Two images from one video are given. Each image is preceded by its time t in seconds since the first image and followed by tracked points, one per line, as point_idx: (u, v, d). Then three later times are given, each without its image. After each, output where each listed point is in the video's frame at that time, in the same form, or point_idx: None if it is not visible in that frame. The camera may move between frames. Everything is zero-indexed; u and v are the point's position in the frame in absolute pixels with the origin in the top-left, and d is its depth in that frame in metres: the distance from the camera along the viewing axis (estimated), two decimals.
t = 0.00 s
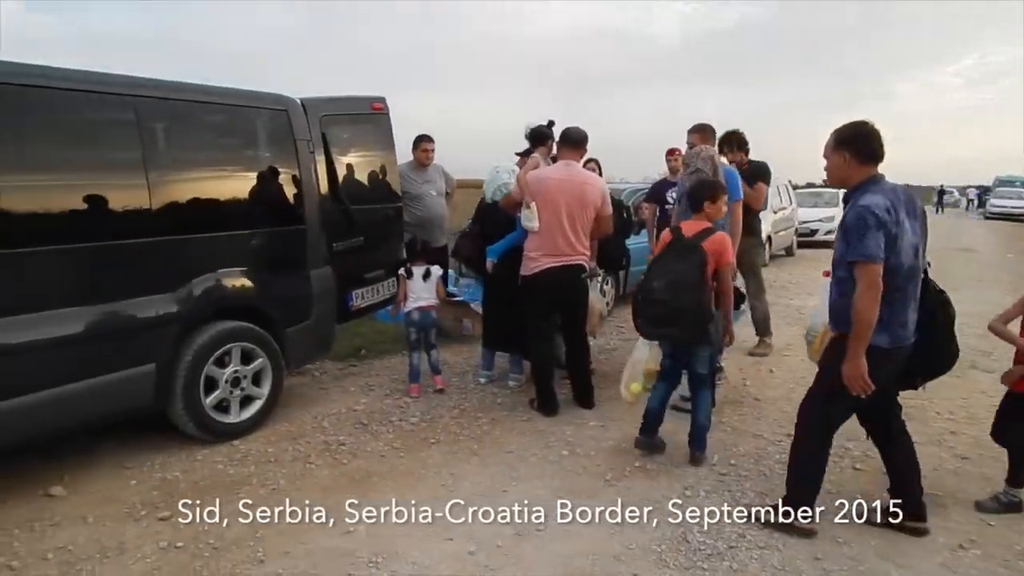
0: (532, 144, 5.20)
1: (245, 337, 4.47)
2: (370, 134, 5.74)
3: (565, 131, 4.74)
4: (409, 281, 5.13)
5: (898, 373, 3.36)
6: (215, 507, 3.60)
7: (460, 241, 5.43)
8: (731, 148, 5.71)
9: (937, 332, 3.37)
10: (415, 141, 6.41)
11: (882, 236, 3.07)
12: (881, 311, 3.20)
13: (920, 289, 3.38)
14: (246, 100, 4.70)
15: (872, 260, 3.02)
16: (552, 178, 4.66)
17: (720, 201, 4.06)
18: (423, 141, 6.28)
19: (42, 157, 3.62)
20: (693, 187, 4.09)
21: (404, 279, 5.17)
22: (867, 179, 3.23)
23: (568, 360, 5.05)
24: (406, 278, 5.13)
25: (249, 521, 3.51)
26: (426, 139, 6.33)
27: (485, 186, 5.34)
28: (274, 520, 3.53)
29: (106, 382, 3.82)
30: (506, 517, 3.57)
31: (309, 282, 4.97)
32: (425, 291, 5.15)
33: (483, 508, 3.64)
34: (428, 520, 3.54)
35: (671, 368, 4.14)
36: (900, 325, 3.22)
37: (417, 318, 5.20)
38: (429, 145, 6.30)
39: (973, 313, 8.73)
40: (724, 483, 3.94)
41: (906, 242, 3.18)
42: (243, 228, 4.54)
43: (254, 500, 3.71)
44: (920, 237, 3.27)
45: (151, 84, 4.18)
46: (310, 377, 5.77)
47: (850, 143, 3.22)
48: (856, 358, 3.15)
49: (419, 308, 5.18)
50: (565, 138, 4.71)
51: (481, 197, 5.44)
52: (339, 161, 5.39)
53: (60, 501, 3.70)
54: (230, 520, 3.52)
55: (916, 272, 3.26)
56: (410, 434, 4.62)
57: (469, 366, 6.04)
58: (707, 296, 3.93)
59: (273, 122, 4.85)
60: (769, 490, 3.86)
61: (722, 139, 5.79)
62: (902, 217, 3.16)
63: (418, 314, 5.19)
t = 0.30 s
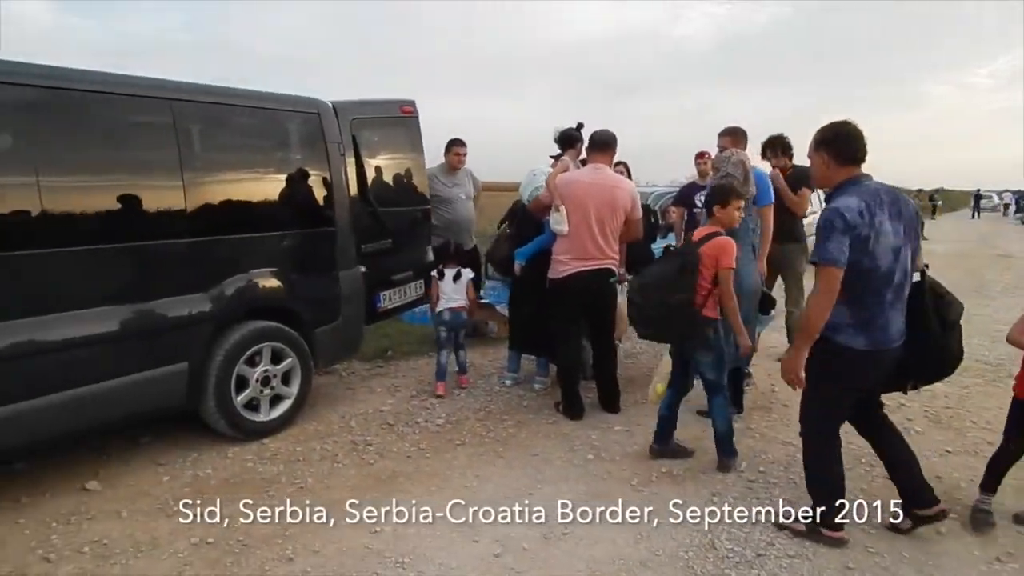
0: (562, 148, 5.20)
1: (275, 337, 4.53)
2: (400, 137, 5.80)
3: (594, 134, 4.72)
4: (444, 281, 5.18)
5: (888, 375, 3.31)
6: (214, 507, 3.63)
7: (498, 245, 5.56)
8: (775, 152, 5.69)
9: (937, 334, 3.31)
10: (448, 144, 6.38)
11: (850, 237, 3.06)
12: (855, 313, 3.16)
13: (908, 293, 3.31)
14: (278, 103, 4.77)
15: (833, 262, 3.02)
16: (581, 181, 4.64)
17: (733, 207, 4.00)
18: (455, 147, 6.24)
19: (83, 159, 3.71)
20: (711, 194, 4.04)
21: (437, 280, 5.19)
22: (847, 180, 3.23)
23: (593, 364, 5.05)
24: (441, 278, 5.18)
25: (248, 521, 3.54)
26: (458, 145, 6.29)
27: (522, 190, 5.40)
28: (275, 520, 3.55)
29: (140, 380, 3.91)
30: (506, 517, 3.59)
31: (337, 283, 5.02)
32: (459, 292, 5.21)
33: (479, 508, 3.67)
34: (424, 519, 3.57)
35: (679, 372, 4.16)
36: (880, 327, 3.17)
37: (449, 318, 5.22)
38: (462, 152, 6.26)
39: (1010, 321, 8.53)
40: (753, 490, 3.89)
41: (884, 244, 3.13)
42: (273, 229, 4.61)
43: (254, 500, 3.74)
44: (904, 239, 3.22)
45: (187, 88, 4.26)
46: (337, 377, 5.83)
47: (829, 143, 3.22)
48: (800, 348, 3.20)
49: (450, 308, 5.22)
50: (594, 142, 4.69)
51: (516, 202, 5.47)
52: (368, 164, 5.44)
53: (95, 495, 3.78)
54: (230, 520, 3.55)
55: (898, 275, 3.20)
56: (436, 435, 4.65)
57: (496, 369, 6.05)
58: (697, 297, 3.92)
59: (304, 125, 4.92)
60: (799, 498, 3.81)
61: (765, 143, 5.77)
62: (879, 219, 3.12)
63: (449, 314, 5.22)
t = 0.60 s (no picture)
0: (582, 150, 5.21)
1: (297, 339, 4.58)
2: (420, 140, 5.83)
3: (611, 136, 4.71)
4: (472, 277, 5.41)
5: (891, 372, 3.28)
6: (214, 508, 3.67)
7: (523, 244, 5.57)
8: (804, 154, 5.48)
9: (940, 337, 3.25)
10: (478, 147, 6.48)
11: (837, 233, 3.09)
12: (849, 308, 3.19)
13: (909, 292, 3.28)
14: (299, 107, 4.82)
15: (809, 254, 3.08)
16: (600, 183, 4.63)
17: (729, 206, 3.98)
18: (488, 147, 6.41)
19: (111, 164, 3.78)
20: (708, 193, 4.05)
21: (466, 276, 5.45)
22: (847, 176, 3.27)
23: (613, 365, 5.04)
24: (470, 274, 5.42)
25: (250, 521, 3.58)
26: (491, 146, 6.43)
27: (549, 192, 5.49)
28: (276, 520, 3.59)
29: (165, 381, 3.97)
30: (506, 517, 3.62)
31: (358, 285, 5.06)
32: (484, 289, 5.41)
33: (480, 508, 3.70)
34: (425, 519, 3.60)
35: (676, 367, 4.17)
36: (876, 324, 3.16)
37: (473, 313, 5.43)
38: (494, 152, 6.41)
39: None
40: (775, 493, 3.85)
41: (876, 240, 3.14)
42: (295, 232, 4.66)
43: (277, 500, 3.78)
44: (900, 237, 3.21)
45: (210, 94, 4.32)
46: (358, 379, 5.87)
47: (829, 140, 3.28)
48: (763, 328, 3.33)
49: (474, 305, 5.41)
50: (611, 144, 4.68)
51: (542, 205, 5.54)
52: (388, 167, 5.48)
53: (123, 495, 3.85)
54: (229, 519, 3.60)
55: (894, 272, 3.19)
56: (455, 437, 4.66)
57: (516, 371, 6.05)
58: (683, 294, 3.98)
59: (325, 129, 4.96)
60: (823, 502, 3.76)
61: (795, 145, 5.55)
62: (871, 216, 3.13)
63: (473, 311, 5.42)
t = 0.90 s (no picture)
0: (589, 152, 5.23)
1: (307, 341, 4.61)
2: (429, 142, 5.84)
3: (616, 137, 4.70)
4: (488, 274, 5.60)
5: (887, 373, 3.26)
6: (215, 508, 3.70)
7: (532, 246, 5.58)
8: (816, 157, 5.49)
9: (937, 340, 3.17)
10: (499, 147, 6.51)
11: (834, 227, 3.15)
12: (843, 302, 3.24)
13: (907, 291, 3.29)
14: (310, 109, 4.86)
15: (818, 245, 3.11)
16: (606, 185, 4.62)
17: (712, 209, 3.99)
18: (509, 147, 6.44)
19: (123, 166, 3.82)
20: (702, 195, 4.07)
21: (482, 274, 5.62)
22: (850, 175, 3.30)
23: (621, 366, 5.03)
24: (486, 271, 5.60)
25: (249, 521, 3.61)
26: (512, 146, 6.47)
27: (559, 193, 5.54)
28: (275, 520, 3.61)
29: (176, 382, 4.00)
30: (515, 517, 3.63)
31: (367, 286, 5.09)
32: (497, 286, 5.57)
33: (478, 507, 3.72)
34: (425, 519, 3.61)
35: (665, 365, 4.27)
36: (868, 320, 3.20)
37: (485, 310, 5.56)
38: (515, 151, 6.45)
39: None
40: (785, 495, 3.83)
41: (873, 237, 3.18)
42: (304, 234, 4.69)
43: (287, 500, 3.80)
44: (899, 236, 3.23)
45: (221, 96, 4.35)
46: (367, 380, 5.90)
47: (835, 139, 3.31)
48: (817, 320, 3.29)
49: (488, 301, 5.57)
50: (617, 146, 4.68)
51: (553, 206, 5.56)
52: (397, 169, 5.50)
53: (134, 495, 3.88)
54: (229, 520, 3.62)
55: (890, 270, 3.22)
56: (463, 438, 4.67)
57: (525, 372, 6.06)
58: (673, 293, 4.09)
59: (334, 131, 4.99)
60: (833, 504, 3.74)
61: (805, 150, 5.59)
62: (868, 213, 3.18)
63: (486, 307, 5.56)
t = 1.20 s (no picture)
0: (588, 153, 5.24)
1: (311, 343, 4.62)
2: (432, 144, 5.85)
3: (614, 138, 4.69)
4: (505, 275, 5.83)
5: (886, 370, 3.27)
6: (215, 507, 3.73)
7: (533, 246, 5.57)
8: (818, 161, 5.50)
9: (941, 340, 3.13)
10: (510, 148, 6.51)
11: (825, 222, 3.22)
12: (837, 297, 3.30)
13: (906, 290, 3.27)
14: (314, 113, 4.87)
15: (814, 240, 3.18)
16: (605, 186, 4.62)
17: (695, 213, 3.96)
18: (520, 148, 6.44)
19: (129, 170, 3.84)
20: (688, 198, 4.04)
21: (500, 274, 5.83)
22: (853, 172, 3.32)
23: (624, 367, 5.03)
24: (503, 273, 5.83)
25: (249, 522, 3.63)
26: (521, 146, 6.46)
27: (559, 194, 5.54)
28: (275, 520, 3.64)
29: (181, 385, 4.01)
30: (519, 518, 3.63)
31: (370, 288, 5.10)
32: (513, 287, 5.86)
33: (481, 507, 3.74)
34: (427, 519, 3.64)
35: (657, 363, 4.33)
36: (859, 315, 3.22)
37: (506, 310, 5.92)
38: (525, 152, 6.45)
39: None
40: (790, 496, 3.83)
41: (866, 233, 3.21)
42: (308, 236, 4.70)
43: (291, 503, 3.80)
44: (895, 233, 3.23)
45: (224, 100, 4.36)
46: (371, 382, 5.91)
47: (837, 138, 3.35)
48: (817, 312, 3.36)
49: (507, 301, 5.88)
50: (615, 147, 4.68)
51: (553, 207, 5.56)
52: (400, 171, 5.51)
53: (139, 498, 3.89)
54: (229, 520, 3.65)
55: (885, 267, 3.23)
56: (468, 439, 4.67)
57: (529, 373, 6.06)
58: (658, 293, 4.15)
59: (337, 134, 5.00)
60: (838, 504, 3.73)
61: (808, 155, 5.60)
62: (861, 209, 3.22)
63: (506, 307, 5.90)
